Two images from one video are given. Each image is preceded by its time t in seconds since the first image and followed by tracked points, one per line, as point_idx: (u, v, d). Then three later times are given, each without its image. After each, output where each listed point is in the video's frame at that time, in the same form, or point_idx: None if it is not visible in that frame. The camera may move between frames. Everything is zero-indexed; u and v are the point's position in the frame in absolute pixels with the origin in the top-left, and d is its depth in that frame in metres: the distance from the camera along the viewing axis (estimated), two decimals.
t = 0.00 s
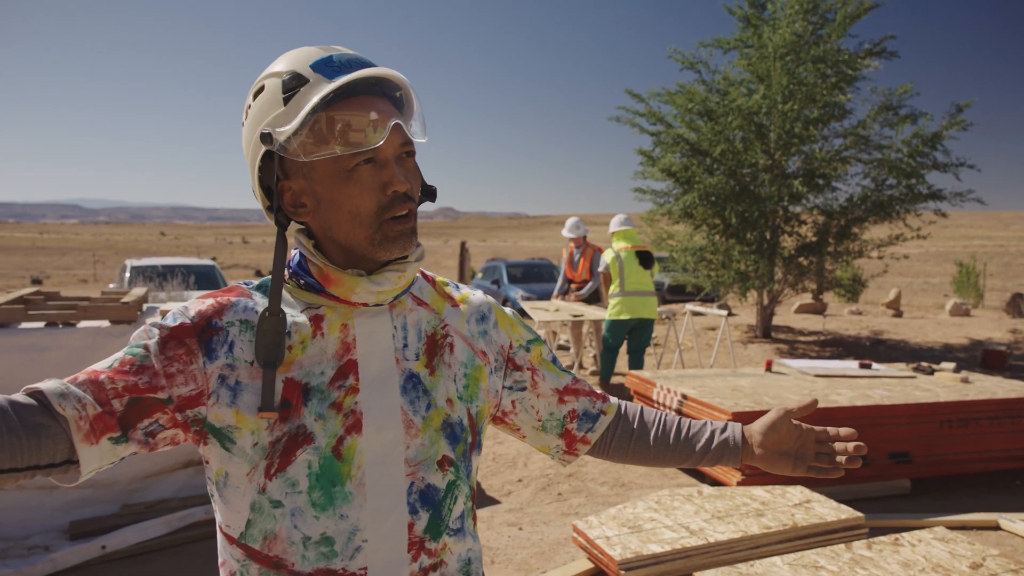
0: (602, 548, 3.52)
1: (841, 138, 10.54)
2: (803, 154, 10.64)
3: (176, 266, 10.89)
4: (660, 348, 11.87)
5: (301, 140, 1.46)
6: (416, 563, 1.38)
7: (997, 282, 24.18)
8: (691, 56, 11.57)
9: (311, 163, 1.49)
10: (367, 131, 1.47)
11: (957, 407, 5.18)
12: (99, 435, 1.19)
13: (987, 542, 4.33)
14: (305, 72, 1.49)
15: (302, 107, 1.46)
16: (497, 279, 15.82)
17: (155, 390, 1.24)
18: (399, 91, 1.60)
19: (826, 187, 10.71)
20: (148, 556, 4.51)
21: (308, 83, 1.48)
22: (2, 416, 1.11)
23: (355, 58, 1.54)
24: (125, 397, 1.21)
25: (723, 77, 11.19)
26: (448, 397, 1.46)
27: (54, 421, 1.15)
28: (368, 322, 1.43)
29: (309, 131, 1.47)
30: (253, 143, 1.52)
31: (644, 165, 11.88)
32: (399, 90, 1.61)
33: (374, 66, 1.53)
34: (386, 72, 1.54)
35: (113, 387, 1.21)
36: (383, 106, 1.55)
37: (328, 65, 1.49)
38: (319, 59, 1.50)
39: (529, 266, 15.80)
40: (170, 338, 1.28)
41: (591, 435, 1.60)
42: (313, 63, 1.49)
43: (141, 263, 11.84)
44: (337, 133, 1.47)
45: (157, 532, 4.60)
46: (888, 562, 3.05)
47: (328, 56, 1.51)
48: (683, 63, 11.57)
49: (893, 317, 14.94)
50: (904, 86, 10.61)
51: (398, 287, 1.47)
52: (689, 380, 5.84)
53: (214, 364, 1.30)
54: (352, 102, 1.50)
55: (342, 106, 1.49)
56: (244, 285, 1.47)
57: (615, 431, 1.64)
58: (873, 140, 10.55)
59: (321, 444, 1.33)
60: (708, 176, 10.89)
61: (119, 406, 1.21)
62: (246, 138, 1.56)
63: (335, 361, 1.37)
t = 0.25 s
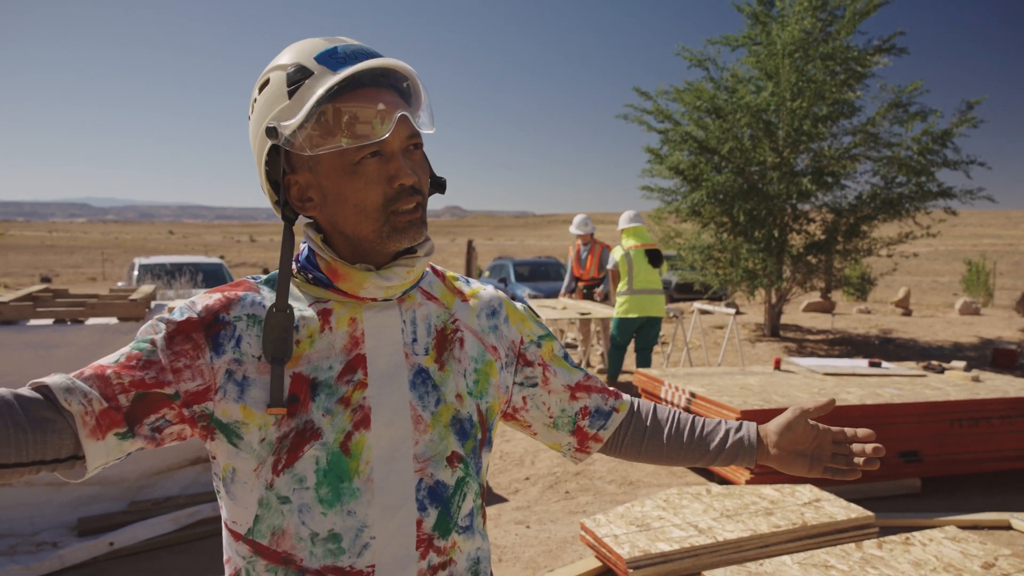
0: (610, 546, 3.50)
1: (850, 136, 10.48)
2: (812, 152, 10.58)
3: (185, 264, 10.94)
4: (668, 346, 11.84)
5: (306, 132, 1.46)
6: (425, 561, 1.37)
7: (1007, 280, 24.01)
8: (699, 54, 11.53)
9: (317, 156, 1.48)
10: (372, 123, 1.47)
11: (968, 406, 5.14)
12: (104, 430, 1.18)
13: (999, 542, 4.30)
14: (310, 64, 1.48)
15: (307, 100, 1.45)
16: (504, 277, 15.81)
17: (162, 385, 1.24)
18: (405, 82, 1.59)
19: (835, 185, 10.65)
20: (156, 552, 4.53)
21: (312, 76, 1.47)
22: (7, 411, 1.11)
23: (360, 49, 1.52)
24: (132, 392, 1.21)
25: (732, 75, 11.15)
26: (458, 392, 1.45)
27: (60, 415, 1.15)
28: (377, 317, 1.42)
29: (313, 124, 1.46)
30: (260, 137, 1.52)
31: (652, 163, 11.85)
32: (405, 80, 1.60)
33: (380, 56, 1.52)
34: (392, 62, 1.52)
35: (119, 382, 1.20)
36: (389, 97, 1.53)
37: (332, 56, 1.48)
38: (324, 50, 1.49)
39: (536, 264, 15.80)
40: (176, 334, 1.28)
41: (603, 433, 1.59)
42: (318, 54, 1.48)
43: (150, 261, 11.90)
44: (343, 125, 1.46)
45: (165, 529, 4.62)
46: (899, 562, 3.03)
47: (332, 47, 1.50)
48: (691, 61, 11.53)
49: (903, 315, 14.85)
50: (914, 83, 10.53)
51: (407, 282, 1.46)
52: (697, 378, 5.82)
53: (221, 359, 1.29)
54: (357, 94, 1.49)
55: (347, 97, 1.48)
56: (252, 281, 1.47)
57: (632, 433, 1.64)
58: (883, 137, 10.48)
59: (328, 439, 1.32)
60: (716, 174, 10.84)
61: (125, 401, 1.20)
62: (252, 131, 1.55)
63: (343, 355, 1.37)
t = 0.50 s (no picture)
0: (616, 545, 3.51)
1: (858, 134, 10.43)
2: (819, 150, 10.54)
3: (192, 263, 10.98)
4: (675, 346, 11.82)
5: (311, 123, 1.46)
6: (429, 561, 1.35)
7: (1016, 279, 23.86)
8: (706, 52, 11.50)
9: (322, 147, 1.48)
10: (378, 114, 1.47)
11: (976, 406, 5.11)
12: (125, 480, 1.18)
13: (1007, 542, 4.27)
14: (317, 55, 1.48)
15: (314, 90, 1.45)
16: (509, 276, 15.82)
17: (173, 417, 1.23)
18: (412, 77, 1.59)
19: (842, 184, 10.60)
20: (164, 549, 4.56)
21: (319, 67, 1.48)
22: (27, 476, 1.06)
23: (369, 43, 1.53)
24: (146, 435, 1.20)
25: (739, 73, 11.12)
26: (463, 391, 1.44)
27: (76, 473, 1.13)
28: (382, 315, 1.41)
29: (318, 114, 1.47)
30: (267, 128, 1.52)
31: (658, 161, 11.83)
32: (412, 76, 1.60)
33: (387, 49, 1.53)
34: (399, 55, 1.52)
35: (130, 428, 1.19)
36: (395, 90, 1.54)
37: (339, 47, 1.48)
38: (332, 42, 1.50)
39: (542, 263, 15.79)
40: (178, 355, 1.26)
41: (602, 447, 1.58)
42: (326, 46, 1.49)
43: (157, 259, 11.94)
44: (348, 116, 1.46)
45: (173, 527, 4.65)
46: (906, 562, 3.02)
47: (340, 40, 1.50)
48: (698, 59, 11.50)
49: (910, 315, 14.78)
50: (922, 81, 10.47)
51: (411, 279, 1.46)
52: (703, 377, 5.82)
53: (228, 368, 1.29)
54: (365, 86, 1.50)
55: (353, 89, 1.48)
56: (258, 281, 1.46)
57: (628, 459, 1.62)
58: (891, 136, 10.43)
59: (334, 439, 1.31)
60: (723, 173, 10.81)
61: (141, 446, 1.20)
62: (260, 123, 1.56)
63: (347, 353, 1.36)
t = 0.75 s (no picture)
0: (621, 545, 3.50)
1: (863, 134, 10.41)
2: (824, 150, 10.52)
3: (197, 262, 11.02)
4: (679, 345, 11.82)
5: (311, 121, 1.44)
6: (438, 566, 1.31)
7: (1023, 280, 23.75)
8: (711, 52, 11.49)
9: (322, 145, 1.45)
10: (378, 113, 1.43)
11: (981, 406, 5.10)
12: (242, 518, 1.29)
13: (1013, 543, 4.26)
14: (323, 56, 1.48)
15: (315, 89, 1.44)
16: (514, 276, 15.84)
17: (237, 454, 1.27)
18: (419, 82, 1.55)
19: (847, 183, 10.58)
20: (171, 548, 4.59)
21: (323, 68, 1.47)
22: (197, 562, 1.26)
23: (377, 46, 1.51)
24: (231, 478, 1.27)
25: (744, 72, 11.11)
26: (470, 396, 1.39)
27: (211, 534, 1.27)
28: (386, 318, 1.37)
29: (319, 114, 1.45)
30: (275, 127, 1.52)
31: (663, 161, 11.83)
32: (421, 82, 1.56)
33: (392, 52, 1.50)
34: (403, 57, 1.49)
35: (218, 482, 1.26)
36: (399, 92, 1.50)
37: (344, 49, 1.47)
38: (338, 44, 1.49)
39: (547, 262, 15.81)
40: (207, 392, 1.27)
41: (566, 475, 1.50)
42: (332, 48, 1.49)
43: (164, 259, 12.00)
44: (346, 115, 1.43)
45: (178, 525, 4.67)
46: (912, 563, 3.01)
47: (346, 42, 1.49)
48: (703, 59, 11.49)
49: (916, 315, 14.74)
50: (928, 81, 10.44)
51: (415, 282, 1.40)
52: (708, 377, 5.81)
53: (245, 388, 1.27)
54: (369, 87, 1.47)
55: (353, 89, 1.45)
56: (260, 291, 1.41)
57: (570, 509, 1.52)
58: (897, 135, 10.40)
59: (343, 445, 1.27)
60: (728, 172, 10.81)
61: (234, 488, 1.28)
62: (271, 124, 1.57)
63: (352, 358, 1.31)
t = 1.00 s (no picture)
0: (624, 545, 3.51)
1: (867, 133, 10.39)
2: (828, 149, 10.50)
3: (201, 262, 11.04)
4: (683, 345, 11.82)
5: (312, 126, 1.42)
6: (443, 565, 1.31)
7: None
8: (715, 51, 11.47)
9: (322, 149, 1.44)
10: (377, 117, 1.41)
11: (986, 406, 5.09)
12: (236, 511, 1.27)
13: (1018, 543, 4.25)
14: (320, 58, 1.45)
15: (313, 94, 1.42)
16: (518, 275, 15.84)
17: (240, 451, 1.27)
18: (419, 81, 1.52)
19: (851, 183, 10.56)
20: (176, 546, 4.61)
21: (322, 71, 1.44)
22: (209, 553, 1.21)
23: (374, 46, 1.48)
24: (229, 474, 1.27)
25: (748, 72, 11.09)
26: (473, 396, 1.39)
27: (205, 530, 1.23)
28: (390, 320, 1.37)
29: (319, 117, 1.43)
30: (275, 130, 1.51)
31: (667, 160, 11.82)
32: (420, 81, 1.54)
33: (389, 52, 1.47)
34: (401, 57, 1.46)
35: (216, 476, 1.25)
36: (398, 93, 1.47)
37: (340, 51, 1.44)
38: (334, 46, 1.46)
39: (551, 262, 15.81)
40: (214, 388, 1.26)
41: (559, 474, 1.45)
42: (328, 50, 1.46)
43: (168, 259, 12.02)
44: (345, 119, 1.41)
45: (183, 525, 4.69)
46: (915, 563, 3.01)
47: (342, 43, 1.46)
48: (706, 58, 11.48)
49: (920, 314, 14.71)
50: (932, 80, 10.40)
51: (418, 283, 1.41)
52: (712, 376, 5.81)
53: (254, 386, 1.28)
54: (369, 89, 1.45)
55: (353, 91, 1.43)
56: (264, 291, 1.41)
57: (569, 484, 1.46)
58: (901, 134, 10.37)
59: (348, 446, 1.27)
60: (731, 172, 10.80)
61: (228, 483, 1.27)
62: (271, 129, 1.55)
63: (357, 359, 1.32)
